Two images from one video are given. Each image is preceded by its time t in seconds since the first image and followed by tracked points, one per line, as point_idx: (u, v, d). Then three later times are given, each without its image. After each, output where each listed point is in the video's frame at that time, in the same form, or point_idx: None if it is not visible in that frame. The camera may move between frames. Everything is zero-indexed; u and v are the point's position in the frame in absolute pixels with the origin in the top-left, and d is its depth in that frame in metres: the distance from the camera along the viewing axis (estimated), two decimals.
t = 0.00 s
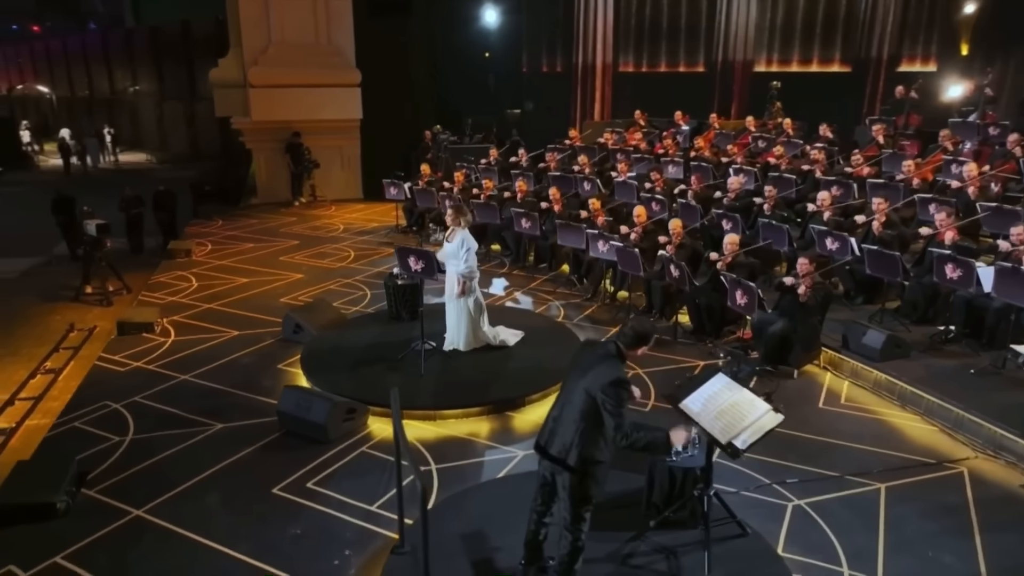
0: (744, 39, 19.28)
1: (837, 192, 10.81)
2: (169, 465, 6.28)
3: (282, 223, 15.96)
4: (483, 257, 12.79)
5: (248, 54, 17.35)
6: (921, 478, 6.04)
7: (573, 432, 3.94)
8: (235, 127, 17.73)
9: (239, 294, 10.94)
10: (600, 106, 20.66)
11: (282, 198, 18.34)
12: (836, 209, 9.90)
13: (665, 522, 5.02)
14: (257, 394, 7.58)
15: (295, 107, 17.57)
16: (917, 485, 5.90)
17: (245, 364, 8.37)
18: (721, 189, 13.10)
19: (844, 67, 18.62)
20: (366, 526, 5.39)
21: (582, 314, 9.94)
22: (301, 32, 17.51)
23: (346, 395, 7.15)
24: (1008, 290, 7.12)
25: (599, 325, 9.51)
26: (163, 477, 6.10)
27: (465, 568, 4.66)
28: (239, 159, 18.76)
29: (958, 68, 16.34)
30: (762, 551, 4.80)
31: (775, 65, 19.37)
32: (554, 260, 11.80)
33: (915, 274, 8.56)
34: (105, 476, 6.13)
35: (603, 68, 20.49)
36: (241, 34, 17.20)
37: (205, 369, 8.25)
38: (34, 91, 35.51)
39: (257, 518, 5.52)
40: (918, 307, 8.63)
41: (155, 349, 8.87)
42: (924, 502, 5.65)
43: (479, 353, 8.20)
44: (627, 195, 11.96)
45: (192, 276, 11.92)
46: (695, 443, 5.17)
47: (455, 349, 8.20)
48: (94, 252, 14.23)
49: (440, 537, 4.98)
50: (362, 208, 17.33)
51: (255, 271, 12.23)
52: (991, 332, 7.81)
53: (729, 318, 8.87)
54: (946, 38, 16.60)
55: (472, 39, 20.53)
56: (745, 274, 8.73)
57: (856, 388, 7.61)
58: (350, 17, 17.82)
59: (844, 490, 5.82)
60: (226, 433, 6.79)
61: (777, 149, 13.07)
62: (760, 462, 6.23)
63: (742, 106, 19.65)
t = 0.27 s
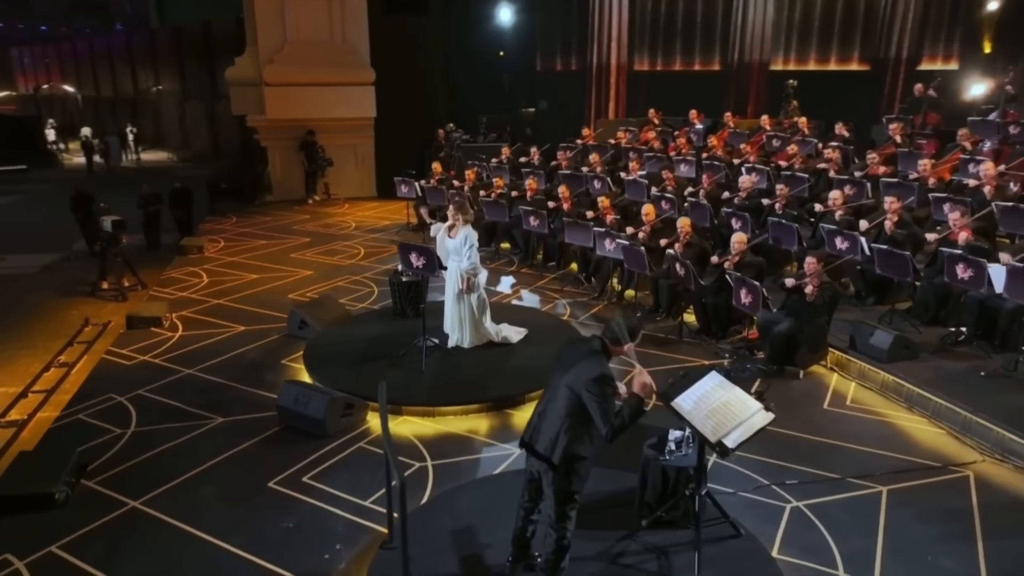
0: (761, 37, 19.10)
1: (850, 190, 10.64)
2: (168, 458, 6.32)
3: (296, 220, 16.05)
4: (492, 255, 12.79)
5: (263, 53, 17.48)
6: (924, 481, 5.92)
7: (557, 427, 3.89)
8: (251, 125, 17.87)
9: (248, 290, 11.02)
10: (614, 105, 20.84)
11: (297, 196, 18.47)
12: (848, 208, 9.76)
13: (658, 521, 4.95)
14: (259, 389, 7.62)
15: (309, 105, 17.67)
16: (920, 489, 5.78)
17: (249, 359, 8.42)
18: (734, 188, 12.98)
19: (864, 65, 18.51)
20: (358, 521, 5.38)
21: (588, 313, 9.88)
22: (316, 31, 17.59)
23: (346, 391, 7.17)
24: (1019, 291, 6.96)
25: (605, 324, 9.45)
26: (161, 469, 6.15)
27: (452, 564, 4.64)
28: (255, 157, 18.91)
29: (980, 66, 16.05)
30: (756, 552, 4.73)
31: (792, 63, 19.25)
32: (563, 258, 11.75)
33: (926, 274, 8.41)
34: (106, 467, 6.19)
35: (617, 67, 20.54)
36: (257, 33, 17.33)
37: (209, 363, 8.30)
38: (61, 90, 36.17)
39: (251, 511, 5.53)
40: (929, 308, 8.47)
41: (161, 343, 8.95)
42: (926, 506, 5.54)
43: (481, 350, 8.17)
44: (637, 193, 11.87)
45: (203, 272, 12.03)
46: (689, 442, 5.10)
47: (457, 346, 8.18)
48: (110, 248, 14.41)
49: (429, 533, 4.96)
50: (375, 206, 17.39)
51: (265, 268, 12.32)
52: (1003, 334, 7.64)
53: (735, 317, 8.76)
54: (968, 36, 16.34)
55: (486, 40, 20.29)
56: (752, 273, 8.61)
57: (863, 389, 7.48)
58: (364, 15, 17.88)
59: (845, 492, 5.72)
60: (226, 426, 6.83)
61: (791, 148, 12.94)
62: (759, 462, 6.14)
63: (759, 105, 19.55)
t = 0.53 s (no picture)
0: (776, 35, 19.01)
1: (864, 190, 10.48)
2: (171, 451, 6.36)
3: (308, 218, 16.14)
4: (501, 254, 12.78)
5: (278, 52, 17.60)
6: (930, 484, 5.82)
7: (546, 425, 3.86)
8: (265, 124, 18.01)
9: (258, 287, 11.09)
10: (628, 103, 20.42)
11: (310, 195, 18.58)
12: (860, 207, 9.63)
13: (654, 521, 4.91)
14: (263, 385, 7.65)
15: (322, 104, 17.76)
16: (925, 492, 5.68)
17: (255, 355, 8.47)
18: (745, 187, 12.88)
19: (882, 65, 18.47)
20: (355, 517, 5.38)
21: (595, 312, 9.82)
22: (330, 30, 17.68)
23: (348, 387, 7.18)
24: None
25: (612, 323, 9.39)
26: (163, 462, 6.19)
27: (445, 562, 4.62)
28: (269, 156, 19.04)
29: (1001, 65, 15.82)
30: (752, 554, 4.66)
31: (808, 62, 19.09)
32: (571, 257, 11.72)
33: (938, 275, 8.27)
34: (109, 460, 6.25)
35: (632, 70, 20.11)
36: (271, 32, 17.46)
37: (215, 359, 8.36)
38: (83, 91, 36.69)
39: (249, 506, 5.55)
40: (941, 309, 8.33)
41: (169, 339, 9.02)
42: (930, 509, 5.44)
43: (485, 348, 8.16)
44: (648, 192, 11.78)
45: (214, 269, 12.13)
46: (686, 442, 5.05)
47: (461, 344, 8.18)
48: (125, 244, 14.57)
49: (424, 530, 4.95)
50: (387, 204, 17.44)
51: (276, 265, 12.39)
52: (1016, 336, 7.49)
53: (743, 317, 8.67)
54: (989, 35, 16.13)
55: (500, 40, 20.23)
56: (760, 273, 8.52)
57: (871, 392, 7.37)
58: (378, 15, 17.94)
59: (847, 495, 5.63)
60: (229, 421, 6.87)
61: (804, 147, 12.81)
62: (761, 464, 6.07)
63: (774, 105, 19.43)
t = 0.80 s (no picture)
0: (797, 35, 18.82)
1: (882, 190, 10.27)
2: (175, 444, 6.42)
3: (325, 216, 16.24)
4: (515, 252, 12.76)
5: (297, 51, 17.73)
6: (939, 490, 5.67)
7: (533, 422, 3.85)
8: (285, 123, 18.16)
9: (271, 283, 11.18)
10: (647, 103, 20.28)
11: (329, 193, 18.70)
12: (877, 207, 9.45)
13: (649, 522, 4.84)
14: (270, 379, 7.69)
15: (341, 103, 17.87)
16: (932, 498, 5.55)
17: (263, 350, 8.53)
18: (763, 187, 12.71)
19: (907, 63, 18.15)
20: (351, 512, 5.39)
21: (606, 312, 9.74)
22: (349, 29, 17.77)
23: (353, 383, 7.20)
24: None
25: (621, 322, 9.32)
26: (166, 455, 6.25)
27: (436, 559, 4.60)
28: (289, 154, 19.20)
29: None
30: (748, 557, 4.57)
31: (831, 61, 18.86)
32: (584, 256, 11.65)
33: (955, 277, 8.08)
34: (115, 452, 6.32)
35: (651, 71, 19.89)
36: (291, 32, 17.61)
37: (225, 354, 8.43)
38: (112, 91, 37.34)
39: (248, 500, 5.57)
40: (959, 312, 8.13)
41: (181, 334, 9.12)
42: (936, 516, 5.30)
43: (491, 346, 8.13)
44: (662, 191, 11.66)
45: (229, 266, 12.25)
46: (684, 443, 5.00)
47: (468, 341, 8.18)
48: (145, 241, 14.76)
49: (418, 525, 4.94)
50: (404, 203, 17.50)
51: (291, 262, 12.48)
52: None
53: (754, 318, 8.55)
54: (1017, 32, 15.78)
55: (518, 40, 20.41)
56: (771, 273, 8.40)
57: (883, 395, 7.23)
58: (397, 14, 17.99)
59: (852, 500, 5.51)
60: (233, 416, 6.92)
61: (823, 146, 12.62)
62: (765, 467, 5.98)
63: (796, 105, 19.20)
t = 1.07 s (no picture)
0: (819, 34, 18.58)
1: (901, 190, 10.06)
2: (179, 437, 6.48)
3: (341, 214, 16.33)
4: (527, 251, 12.73)
5: (316, 50, 17.86)
6: (947, 496, 5.54)
7: (523, 421, 3.76)
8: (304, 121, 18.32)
9: (284, 279, 11.26)
10: (666, 101, 20.17)
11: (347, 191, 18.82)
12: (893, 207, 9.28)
13: (645, 523, 4.78)
14: (276, 375, 7.73)
15: (359, 102, 17.98)
16: (941, 504, 5.40)
17: (272, 345, 8.58)
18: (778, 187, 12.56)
19: (932, 61, 17.78)
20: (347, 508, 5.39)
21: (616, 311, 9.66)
22: (368, 28, 17.87)
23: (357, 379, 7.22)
24: None
25: (631, 322, 9.24)
26: (170, 448, 6.31)
27: (428, 555, 4.57)
28: (307, 153, 19.34)
29: None
30: (743, 560, 4.49)
31: (853, 60, 18.61)
32: (596, 255, 11.59)
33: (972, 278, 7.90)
34: (120, 444, 6.40)
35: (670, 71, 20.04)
36: (311, 31, 17.77)
37: (234, 348, 8.50)
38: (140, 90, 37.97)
39: (246, 494, 5.60)
40: (976, 315, 7.95)
41: (193, 328, 9.21)
42: (944, 522, 5.17)
43: (497, 344, 8.11)
44: (676, 190, 11.54)
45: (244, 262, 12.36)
46: (681, 443, 4.93)
47: (474, 339, 8.17)
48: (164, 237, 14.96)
49: (412, 522, 4.92)
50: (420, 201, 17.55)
51: (305, 259, 12.55)
52: None
53: (764, 319, 8.42)
54: None
55: (538, 37, 21.15)
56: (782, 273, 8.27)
57: (894, 398, 7.09)
58: (415, 13, 18.05)
59: (856, 504, 5.39)
60: (238, 410, 6.97)
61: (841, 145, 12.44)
62: (769, 469, 5.88)
63: (816, 104, 18.95)
